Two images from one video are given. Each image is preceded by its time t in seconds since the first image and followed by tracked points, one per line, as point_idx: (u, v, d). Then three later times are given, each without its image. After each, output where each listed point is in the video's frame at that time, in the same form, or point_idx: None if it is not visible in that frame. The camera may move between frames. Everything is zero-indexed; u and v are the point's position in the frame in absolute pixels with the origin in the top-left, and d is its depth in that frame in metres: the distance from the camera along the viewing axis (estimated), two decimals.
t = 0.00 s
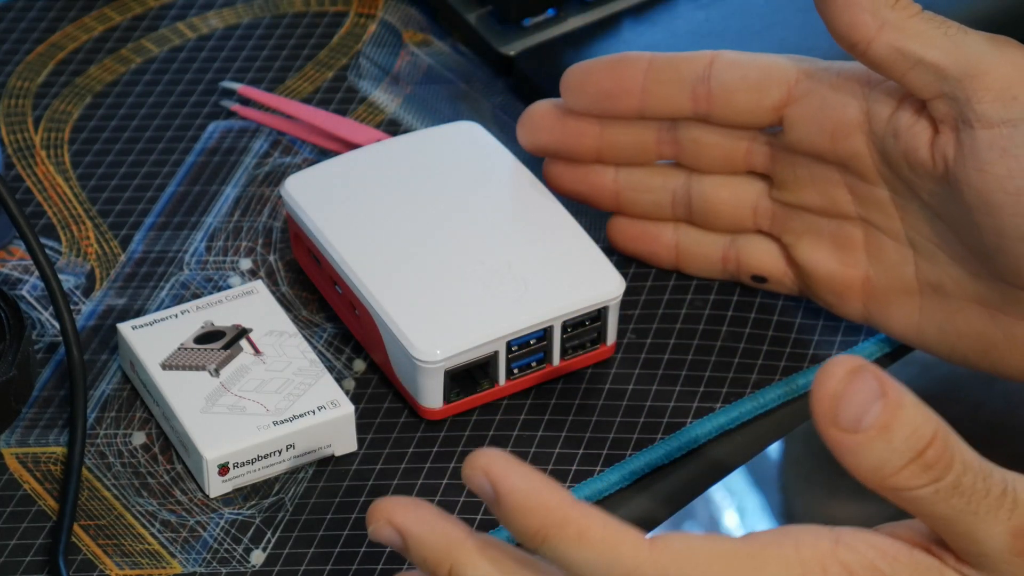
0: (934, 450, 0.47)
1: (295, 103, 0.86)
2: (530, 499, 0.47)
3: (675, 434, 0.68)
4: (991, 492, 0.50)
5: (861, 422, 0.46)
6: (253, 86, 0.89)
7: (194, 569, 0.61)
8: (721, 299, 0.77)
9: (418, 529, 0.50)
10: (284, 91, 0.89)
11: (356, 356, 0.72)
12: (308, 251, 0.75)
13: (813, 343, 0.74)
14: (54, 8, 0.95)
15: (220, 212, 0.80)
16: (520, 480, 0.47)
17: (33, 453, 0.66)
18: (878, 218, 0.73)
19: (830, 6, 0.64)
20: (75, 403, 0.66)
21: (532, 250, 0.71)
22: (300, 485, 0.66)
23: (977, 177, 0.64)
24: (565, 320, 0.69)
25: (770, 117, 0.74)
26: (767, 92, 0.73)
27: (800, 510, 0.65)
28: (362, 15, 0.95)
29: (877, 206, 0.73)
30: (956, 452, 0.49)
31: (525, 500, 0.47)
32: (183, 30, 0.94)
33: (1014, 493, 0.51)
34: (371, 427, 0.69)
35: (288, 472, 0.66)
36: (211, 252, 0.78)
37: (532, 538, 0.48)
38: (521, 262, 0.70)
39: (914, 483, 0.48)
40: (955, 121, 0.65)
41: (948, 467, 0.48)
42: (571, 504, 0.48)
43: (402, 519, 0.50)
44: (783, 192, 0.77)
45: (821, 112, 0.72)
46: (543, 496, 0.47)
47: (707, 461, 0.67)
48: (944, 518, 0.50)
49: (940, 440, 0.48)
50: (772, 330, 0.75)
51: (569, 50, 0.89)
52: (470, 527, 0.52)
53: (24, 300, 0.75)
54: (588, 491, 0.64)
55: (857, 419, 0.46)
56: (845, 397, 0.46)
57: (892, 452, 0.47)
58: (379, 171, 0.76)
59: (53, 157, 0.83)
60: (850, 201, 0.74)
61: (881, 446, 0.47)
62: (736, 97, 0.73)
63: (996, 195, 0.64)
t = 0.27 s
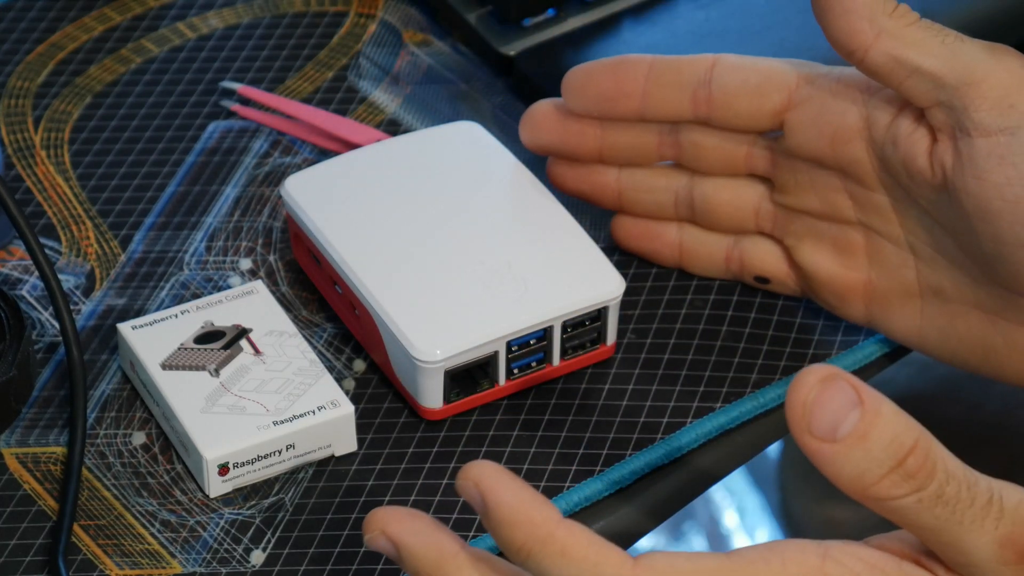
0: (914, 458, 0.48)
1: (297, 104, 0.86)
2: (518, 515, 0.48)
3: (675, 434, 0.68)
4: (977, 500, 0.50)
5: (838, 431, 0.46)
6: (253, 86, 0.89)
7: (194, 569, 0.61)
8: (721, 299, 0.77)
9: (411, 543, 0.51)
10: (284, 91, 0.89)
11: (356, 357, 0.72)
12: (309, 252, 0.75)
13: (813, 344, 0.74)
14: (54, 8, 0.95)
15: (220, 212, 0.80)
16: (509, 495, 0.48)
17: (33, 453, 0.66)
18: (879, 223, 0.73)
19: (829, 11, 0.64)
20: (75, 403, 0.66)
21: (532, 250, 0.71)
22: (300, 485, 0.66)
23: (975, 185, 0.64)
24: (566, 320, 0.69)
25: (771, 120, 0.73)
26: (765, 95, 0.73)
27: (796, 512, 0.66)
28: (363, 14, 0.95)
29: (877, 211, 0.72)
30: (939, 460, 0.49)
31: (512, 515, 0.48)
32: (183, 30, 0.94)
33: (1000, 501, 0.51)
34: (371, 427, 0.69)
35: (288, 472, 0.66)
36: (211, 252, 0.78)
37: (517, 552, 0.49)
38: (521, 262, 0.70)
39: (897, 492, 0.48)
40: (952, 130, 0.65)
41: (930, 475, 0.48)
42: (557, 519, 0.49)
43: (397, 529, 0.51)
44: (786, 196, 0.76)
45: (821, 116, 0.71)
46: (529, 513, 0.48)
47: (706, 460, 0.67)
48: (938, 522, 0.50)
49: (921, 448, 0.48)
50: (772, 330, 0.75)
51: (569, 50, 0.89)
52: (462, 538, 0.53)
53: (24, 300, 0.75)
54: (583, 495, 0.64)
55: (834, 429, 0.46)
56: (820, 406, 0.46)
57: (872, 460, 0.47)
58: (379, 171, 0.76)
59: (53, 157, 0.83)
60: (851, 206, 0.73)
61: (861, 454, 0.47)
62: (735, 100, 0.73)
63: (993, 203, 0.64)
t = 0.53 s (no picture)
0: (920, 451, 0.48)
1: (297, 104, 0.86)
2: (532, 499, 0.49)
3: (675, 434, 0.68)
4: (987, 496, 0.50)
5: (838, 423, 0.47)
6: (253, 86, 0.89)
7: (194, 569, 0.61)
8: (721, 299, 0.77)
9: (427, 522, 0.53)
10: (284, 91, 0.89)
11: (355, 357, 0.72)
12: (309, 252, 0.75)
13: (813, 344, 0.74)
14: (54, 7, 0.95)
15: (220, 212, 0.80)
16: (528, 477, 0.49)
17: (33, 453, 0.66)
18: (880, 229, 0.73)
19: (824, 19, 0.64)
20: (75, 403, 0.66)
21: (532, 250, 0.71)
22: (300, 485, 0.66)
23: (975, 193, 0.64)
24: (565, 320, 0.69)
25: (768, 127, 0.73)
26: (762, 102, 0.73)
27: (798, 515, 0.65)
28: (362, 14, 0.95)
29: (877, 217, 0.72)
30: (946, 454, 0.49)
31: (525, 499, 0.49)
32: (183, 30, 0.94)
33: (1010, 497, 0.50)
34: (371, 427, 0.69)
35: (288, 472, 0.66)
36: (211, 252, 0.78)
37: (529, 539, 0.50)
38: (521, 262, 0.70)
39: (904, 486, 0.48)
40: (950, 138, 0.65)
41: (937, 468, 0.48)
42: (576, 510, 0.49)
43: (420, 507, 0.53)
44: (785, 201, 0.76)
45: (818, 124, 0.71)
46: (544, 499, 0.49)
47: (706, 460, 0.67)
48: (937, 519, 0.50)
49: (927, 441, 0.48)
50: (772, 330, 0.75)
51: (569, 49, 0.89)
52: (483, 527, 0.53)
53: (24, 300, 0.75)
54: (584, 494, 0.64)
55: (834, 421, 0.47)
56: (818, 398, 0.46)
57: (876, 453, 0.47)
58: (380, 172, 0.76)
59: (53, 157, 0.83)
60: (850, 210, 0.74)
61: (863, 447, 0.47)
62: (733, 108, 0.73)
63: (993, 209, 0.64)
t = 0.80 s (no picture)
0: (904, 439, 0.46)
1: (297, 104, 0.86)
2: (523, 478, 0.49)
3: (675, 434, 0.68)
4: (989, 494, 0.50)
5: (822, 411, 0.45)
6: (253, 86, 0.89)
7: (194, 569, 0.61)
8: (721, 300, 0.77)
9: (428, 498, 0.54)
10: (284, 91, 0.89)
11: (356, 356, 0.72)
12: (309, 252, 0.75)
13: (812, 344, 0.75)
14: (54, 7, 0.95)
15: (220, 212, 0.80)
16: (518, 457, 0.49)
17: (33, 453, 0.66)
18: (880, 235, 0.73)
19: (818, 27, 0.64)
20: (75, 403, 0.66)
21: (532, 251, 0.71)
22: (300, 485, 0.66)
23: (972, 201, 0.64)
24: (566, 320, 0.69)
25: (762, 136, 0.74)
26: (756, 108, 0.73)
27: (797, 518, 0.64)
28: (362, 14, 0.95)
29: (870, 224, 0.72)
30: (933, 442, 0.47)
31: (517, 476, 0.49)
32: (183, 30, 0.94)
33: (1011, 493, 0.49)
34: (371, 427, 0.69)
35: (288, 472, 0.66)
36: (211, 252, 0.78)
37: (517, 515, 0.49)
38: (521, 263, 0.70)
39: (887, 474, 0.47)
40: (946, 145, 0.65)
41: (921, 457, 0.47)
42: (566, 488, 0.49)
43: (418, 481, 0.53)
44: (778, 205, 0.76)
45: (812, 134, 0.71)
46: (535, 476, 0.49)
47: (708, 459, 0.67)
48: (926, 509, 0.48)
49: (911, 429, 0.46)
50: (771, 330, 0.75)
51: (569, 49, 0.89)
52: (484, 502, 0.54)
53: (24, 300, 0.75)
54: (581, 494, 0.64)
55: (819, 408, 0.45)
56: (802, 383, 0.45)
57: (859, 440, 0.46)
58: (380, 172, 0.76)
59: (53, 157, 0.83)
60: (847, 215, 0.74)
61: (846, 435, 0.46)
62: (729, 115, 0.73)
63: (991, 217, 0.64)
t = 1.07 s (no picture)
0: (895, 415, 0.46)
1: (297, 104, 0.86)
2: (534, 411, 0.46)
3: (676, 434, 0.68)
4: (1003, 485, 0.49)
5: (813, 381, 0.45)
6: (253, 86, 0.89)
7: (195, 569, 0.61)
8: (721, 299, 0.77)
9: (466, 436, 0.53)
10: (284, 91, 0.89)
11: (356, 357, 0.72)
12: (309, 252, 0.75)
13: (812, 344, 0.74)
14: (54, 8, 0.95)
15: (220, 212, 0.80)
16: (538, 390, 0.46)
17: (33, 453, 0.66)
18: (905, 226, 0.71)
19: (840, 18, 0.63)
20: (75, 403, 0.66)
21: (532, 250, 0.71)
22: (300, 485, 0.66)
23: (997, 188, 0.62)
24: (566, 320, 0.69)
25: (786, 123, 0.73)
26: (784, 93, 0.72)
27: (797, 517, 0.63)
28: (362, 14, 0.95)
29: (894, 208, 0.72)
30: (925, 420, 0.46)
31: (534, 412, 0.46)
32: (183, 30, 0.94)
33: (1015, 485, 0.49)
34: (371, 427, 0.69)
35: (288, 472, 0.66)
36: (211, 252, 0.78)
37: (532, 447, 0.47)
38: (522, 262, 0.70)
39: (878, 449, 0.47)
40: (971, 133, 0.63)
41: (912, 433, 0.46)
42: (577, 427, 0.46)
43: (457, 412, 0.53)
44: (802, 196, 0.75)
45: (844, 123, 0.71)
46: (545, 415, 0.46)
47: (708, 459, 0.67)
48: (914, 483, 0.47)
49: (902, 403, 0.46)
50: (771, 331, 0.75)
51: (569, 49, 0.89)
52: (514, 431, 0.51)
53: (24, 300, 0.75)
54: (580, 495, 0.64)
55: (808, 378, 0.45)
56: (790, 356, 0.45)
57: (849, 415, 0.46)
58: (380, 172, 0.76)
59: (53, 157, 0.83)
60: (871, 204, 0.72)
61: (836, 410, 0.46)
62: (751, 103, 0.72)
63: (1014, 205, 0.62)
